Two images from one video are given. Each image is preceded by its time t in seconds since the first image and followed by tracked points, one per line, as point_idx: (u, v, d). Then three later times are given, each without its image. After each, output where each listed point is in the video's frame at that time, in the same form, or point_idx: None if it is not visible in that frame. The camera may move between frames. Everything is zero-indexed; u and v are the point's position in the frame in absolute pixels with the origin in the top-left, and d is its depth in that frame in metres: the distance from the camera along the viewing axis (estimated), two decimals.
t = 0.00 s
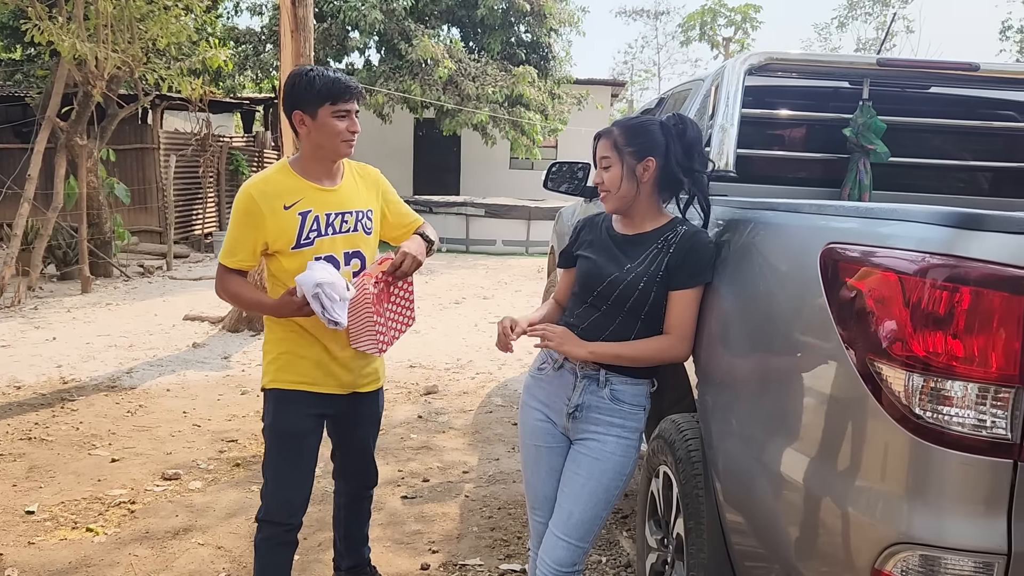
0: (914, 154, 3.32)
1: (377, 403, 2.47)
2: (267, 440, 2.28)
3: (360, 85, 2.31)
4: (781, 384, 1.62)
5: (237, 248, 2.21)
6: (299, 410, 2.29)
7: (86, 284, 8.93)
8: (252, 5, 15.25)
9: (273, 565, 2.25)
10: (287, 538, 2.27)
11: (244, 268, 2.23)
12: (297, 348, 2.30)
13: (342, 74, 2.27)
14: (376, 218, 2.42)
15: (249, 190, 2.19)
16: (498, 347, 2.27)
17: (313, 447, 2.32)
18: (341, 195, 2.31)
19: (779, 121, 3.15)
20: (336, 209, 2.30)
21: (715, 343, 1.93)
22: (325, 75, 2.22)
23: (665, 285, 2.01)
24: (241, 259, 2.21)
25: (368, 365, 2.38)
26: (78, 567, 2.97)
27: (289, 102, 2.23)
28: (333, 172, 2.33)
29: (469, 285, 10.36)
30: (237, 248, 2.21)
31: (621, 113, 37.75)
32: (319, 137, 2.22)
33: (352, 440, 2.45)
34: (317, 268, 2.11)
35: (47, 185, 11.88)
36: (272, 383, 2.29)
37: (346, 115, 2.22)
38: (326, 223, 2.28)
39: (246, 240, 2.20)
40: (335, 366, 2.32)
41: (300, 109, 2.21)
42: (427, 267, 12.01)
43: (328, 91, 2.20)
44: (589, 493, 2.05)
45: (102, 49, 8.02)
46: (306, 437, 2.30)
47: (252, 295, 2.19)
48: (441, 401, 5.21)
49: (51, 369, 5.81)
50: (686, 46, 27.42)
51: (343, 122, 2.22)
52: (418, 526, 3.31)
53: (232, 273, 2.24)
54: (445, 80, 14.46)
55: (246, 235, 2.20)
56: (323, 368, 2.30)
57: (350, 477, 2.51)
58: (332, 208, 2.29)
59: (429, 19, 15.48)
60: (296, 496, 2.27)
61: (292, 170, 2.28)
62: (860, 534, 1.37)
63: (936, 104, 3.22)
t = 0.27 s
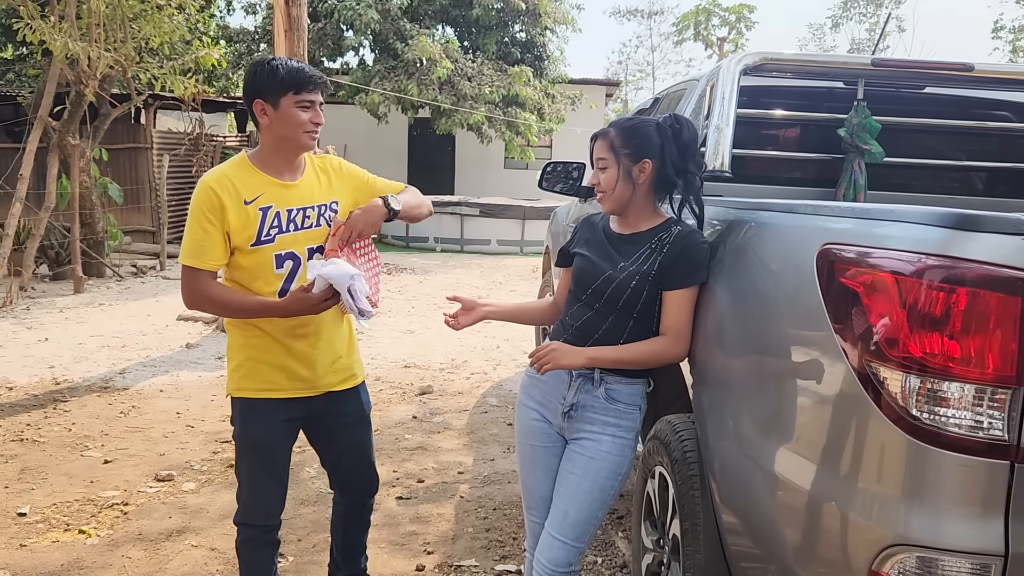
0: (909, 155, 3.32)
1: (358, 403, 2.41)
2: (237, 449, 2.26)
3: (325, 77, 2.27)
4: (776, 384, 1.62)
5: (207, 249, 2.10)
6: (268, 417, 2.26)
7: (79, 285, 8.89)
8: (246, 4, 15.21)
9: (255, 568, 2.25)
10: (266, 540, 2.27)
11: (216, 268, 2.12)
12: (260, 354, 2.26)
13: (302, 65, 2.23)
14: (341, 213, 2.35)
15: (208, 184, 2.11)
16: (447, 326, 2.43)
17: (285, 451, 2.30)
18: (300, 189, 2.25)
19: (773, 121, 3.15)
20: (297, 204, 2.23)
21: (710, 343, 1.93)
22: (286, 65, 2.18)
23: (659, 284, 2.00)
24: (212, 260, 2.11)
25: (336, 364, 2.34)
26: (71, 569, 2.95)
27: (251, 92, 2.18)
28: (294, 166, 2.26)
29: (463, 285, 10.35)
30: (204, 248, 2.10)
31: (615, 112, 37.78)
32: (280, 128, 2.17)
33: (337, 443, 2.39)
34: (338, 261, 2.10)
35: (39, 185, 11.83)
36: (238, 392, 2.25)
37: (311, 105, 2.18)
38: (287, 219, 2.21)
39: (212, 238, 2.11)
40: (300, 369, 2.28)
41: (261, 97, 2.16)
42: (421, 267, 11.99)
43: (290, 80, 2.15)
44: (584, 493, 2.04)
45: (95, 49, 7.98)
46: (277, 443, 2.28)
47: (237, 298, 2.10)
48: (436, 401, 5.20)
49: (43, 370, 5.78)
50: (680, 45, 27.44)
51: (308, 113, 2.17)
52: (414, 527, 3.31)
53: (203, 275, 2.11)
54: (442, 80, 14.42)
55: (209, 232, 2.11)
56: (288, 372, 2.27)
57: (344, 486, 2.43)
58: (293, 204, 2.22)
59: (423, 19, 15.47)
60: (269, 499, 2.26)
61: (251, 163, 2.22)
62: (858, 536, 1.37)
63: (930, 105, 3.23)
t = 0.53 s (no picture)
0: (906, 154, 3.32)
1: (350, 409, 2.41)
2: (232, 456, 2.25)
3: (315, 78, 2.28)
4: (775, 383, 1.62)
5: (193, 252, 2.09)
6: (263, 424, 2.25)
7: (75, 285, 8.87)
8: (242, 4, 15.18)
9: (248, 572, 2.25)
10: (259, 541, 2.27)
11: (201, 271, 2.11)
12: (255, 363, 2.24)
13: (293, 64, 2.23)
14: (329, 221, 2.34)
15: (195, 185, 2.10)
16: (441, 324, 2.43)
17: (278, 456, 2.29)
18: (289, 193, 2.23)
19: (770, 121, 3.16)
20: (284, 208, 2.21)
21: (708, 342, 1.93)
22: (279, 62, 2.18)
23: (655, 284, 2.00)
24: (197, 262, 2.09)
25: (331, 371, 2.33)
26: (67, 571, 2.94)
27: (242, 89, 2.16)
28: (282, 170, 2.26)
29: (460, 285, 10.34)
30: (189, 250, 2.09)
31: (611, 112, 37.79)
32: (270, 125, 2.16)
33: (323, 451, 2.40)
34: (322, 268, 2.10)
35: (35, 184, 11.79)
36: (232, 401, 2.24)
37: (303, 103, 2.19)
38: (273, 222, 2.19)
39: (198, 240, 2.10)
40: (294, 377, 2.27)
41: (253, 94, 2.15)
42: (418, 267, 11.98)
43: (281, 78, 2.15)
44: (581, 493, 2.04)
45: (91, 48, 7.95)
46: (271, 448, 2.27)
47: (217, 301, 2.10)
48: (433, 401, 5.19)
49: (39, 371, 5.77)
50: (676, 45, 27.46)
51: (299, 110, 2.17)
52: (411, 527, 3.30)
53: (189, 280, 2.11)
54: (441, 80, 14.40)
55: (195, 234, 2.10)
56: (284, 381, 2.25)
57: (330, 497, 2.43)
58: (280, 208, 2.20)
59: (420, 18, 15.45)
60: (264, 502, 2.26)
61: (240, 164, 2.21)
62: (857, 536, 1.37)
63: (927, 104, 3.23)
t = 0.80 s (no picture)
0: (904, 155, 3.33)
1: (347, 411, 2.42)
2: (232, 458, 2.25)
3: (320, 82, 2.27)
4: (773, 383, 1.62)
5: (190, 249, 2.08)
6: (262, 427, 2.25)
7: (74, 285, 8.86)
8: (241, 4, 15.17)
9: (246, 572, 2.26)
10: (257, 542, 2.27)
11: (195, 269, 2.10)
12: (254, 365, 2.24)
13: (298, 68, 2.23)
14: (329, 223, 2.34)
15: (198, 183, 2.10)
16: (438, 323, 2.43)
17: (277, 458, 2.29)
18: (291, 195, 2.23)
19: (769, 122, 3.16)
20: (287, 210, 2.21)
21: (706, 342, 1.93)
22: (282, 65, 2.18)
23: (654, 284, 2.00)
24: (191, 260, 2.08)
25: (330, 374, 2.34)
26: (65, 571, 2.94)
27: (244, 90, 2.18)
28: (284, 171, 2.25)
29: (459, 285, 10.34)
30: (185, 248, 2.07)
31: (610, 112, 37.79)
32: (264, 126, 2.16)
33: (320, 453, 2.40)
34: (300, 256, 2.07)
35: (33, 185, 11.78)
36: (231, 404, 2.23)
37: (299, 107, 2.17)
38: (275, 224, 2.19)
39: (197, 238, 2.09)
40: (294, 380, 2.27)
41: (253, 95, 2.16)
42: (417, 267, 11.98)
43: (280, 80, 2.15)
44: (579, 493, 2.04)
45: (90, 48, 7.94)
46: (269, 450, 2.27)
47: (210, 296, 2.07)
48: (432, 402, 5.19)
49: (37, 371, 5.76)
50: (675, 45, 27.47)
51: (293, 114, 2.16)
52: (410, 528, 3.30)
53: (182, 277, 2.10)
54: (440, 80, 14.40)
55: (194, 231, 2.09)
56: (284, 384, 2.26)
57: (325, 499, 2.43)
58: (282, 209, 2.21)
59: (419, 18, 15.45)
60: (262, 504, 2.26)
61: (240, 164, 2.21)
62: (854, 536, 1.37)
63: (925, 105, 3.24)
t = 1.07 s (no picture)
0: (903, 156, 3.32)
1: (344, 413, 2.42)
2: (231, 461, 2.25)
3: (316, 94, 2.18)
4: (770, 384, 1.62)
5: (186, 249, 2.06)
6: (262, 429, 2.25)
7: (73, 286, 8.86)
8: (241, 4, 15.17)
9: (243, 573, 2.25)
10: (255, 544, 2.27)
11: (190, 270, 2.08)
12: (254, 367, 2.24)
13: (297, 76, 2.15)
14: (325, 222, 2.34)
15: (195, 186, 2.10)
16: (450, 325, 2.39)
17: (275, 461, 2.29)
18: (287, 196, 2.23)
19: (769, 123, 3.16)
20: (283, 210, 2.22)
21: (704, 343, 1.93)
22: (278, 73, 2.11)
23: (652, 285, 2.00)
24: (187, 261, 2.06)
25: (329, 375, 2.34)
26: (63, 573, 2.94)
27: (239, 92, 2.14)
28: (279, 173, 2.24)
29: (459, 286, 10.34)
30: (181, 249, 2.06)
31: (610, 112, 37.80)
32: (253, 138, 2.14)
33: (318, 455, 2.40)
34: (308, 254, 2.10)
35: (33, 185, 11.78)
36: (231, 406, 2.23)
37: (286, 125, 2.12)
38: (273, 224, 2.19)
39: (194, 239, 2.08)
40: (294, 381, 2.27)
41: (244, 101, 2.12)
42: (417, 268, 11.97)
43: (270, 95, 2.08)
44: (577, 494, 2.04)
45: (90, 49, 7.95)
46: (268, 452, 2.26)
47: (207, 294, 2.06)
48: (431, 403, 5.19)
49: (36, 372, 5.76)
50: (675, 45, 27.47)
51: (278, 132, 2.12)
52: (408, 530, 3.30)
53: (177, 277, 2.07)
54: (440, 80, 14.42)
55: (191, 232, 2.08)
56: (284, 385, 2.25)
57: (321, 502, 2.43)
58: (280, 210, 2.21)
59: (419, 18, 15.45)
60: (261, 506, 2.26)
61: (235, 166, 2.21)
62: (851, 538, 1.37)
63: (924, 106, 3.24)
